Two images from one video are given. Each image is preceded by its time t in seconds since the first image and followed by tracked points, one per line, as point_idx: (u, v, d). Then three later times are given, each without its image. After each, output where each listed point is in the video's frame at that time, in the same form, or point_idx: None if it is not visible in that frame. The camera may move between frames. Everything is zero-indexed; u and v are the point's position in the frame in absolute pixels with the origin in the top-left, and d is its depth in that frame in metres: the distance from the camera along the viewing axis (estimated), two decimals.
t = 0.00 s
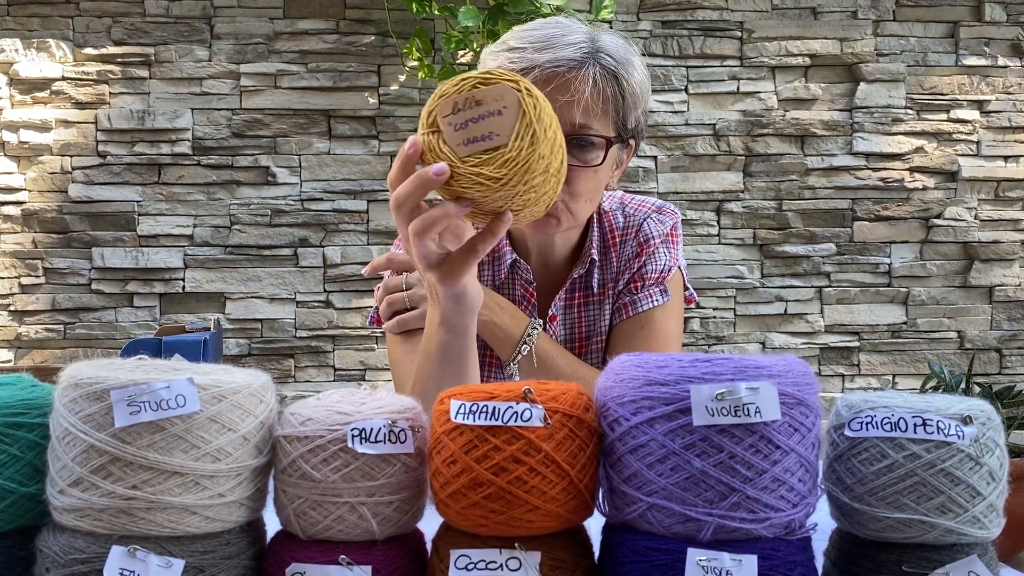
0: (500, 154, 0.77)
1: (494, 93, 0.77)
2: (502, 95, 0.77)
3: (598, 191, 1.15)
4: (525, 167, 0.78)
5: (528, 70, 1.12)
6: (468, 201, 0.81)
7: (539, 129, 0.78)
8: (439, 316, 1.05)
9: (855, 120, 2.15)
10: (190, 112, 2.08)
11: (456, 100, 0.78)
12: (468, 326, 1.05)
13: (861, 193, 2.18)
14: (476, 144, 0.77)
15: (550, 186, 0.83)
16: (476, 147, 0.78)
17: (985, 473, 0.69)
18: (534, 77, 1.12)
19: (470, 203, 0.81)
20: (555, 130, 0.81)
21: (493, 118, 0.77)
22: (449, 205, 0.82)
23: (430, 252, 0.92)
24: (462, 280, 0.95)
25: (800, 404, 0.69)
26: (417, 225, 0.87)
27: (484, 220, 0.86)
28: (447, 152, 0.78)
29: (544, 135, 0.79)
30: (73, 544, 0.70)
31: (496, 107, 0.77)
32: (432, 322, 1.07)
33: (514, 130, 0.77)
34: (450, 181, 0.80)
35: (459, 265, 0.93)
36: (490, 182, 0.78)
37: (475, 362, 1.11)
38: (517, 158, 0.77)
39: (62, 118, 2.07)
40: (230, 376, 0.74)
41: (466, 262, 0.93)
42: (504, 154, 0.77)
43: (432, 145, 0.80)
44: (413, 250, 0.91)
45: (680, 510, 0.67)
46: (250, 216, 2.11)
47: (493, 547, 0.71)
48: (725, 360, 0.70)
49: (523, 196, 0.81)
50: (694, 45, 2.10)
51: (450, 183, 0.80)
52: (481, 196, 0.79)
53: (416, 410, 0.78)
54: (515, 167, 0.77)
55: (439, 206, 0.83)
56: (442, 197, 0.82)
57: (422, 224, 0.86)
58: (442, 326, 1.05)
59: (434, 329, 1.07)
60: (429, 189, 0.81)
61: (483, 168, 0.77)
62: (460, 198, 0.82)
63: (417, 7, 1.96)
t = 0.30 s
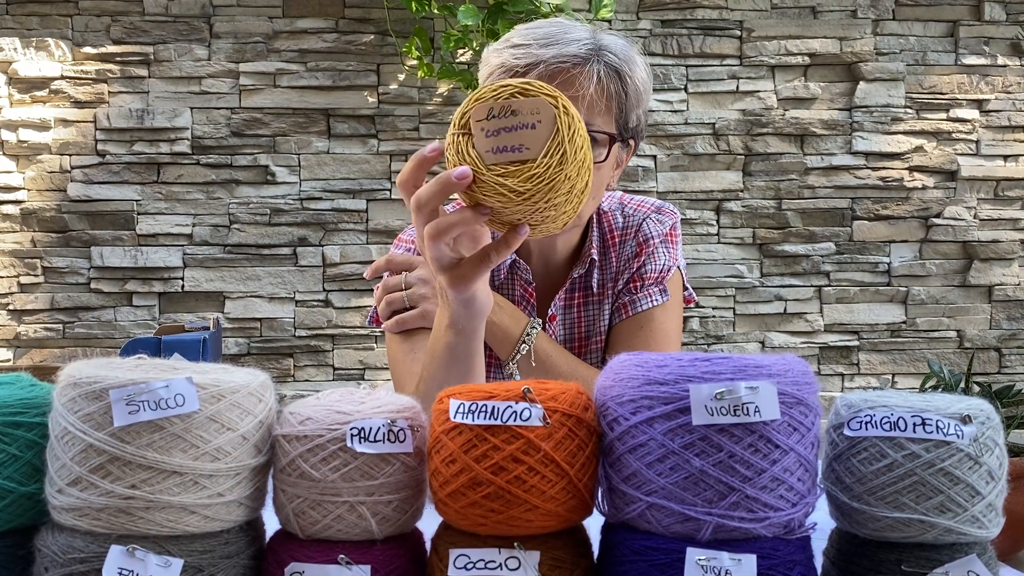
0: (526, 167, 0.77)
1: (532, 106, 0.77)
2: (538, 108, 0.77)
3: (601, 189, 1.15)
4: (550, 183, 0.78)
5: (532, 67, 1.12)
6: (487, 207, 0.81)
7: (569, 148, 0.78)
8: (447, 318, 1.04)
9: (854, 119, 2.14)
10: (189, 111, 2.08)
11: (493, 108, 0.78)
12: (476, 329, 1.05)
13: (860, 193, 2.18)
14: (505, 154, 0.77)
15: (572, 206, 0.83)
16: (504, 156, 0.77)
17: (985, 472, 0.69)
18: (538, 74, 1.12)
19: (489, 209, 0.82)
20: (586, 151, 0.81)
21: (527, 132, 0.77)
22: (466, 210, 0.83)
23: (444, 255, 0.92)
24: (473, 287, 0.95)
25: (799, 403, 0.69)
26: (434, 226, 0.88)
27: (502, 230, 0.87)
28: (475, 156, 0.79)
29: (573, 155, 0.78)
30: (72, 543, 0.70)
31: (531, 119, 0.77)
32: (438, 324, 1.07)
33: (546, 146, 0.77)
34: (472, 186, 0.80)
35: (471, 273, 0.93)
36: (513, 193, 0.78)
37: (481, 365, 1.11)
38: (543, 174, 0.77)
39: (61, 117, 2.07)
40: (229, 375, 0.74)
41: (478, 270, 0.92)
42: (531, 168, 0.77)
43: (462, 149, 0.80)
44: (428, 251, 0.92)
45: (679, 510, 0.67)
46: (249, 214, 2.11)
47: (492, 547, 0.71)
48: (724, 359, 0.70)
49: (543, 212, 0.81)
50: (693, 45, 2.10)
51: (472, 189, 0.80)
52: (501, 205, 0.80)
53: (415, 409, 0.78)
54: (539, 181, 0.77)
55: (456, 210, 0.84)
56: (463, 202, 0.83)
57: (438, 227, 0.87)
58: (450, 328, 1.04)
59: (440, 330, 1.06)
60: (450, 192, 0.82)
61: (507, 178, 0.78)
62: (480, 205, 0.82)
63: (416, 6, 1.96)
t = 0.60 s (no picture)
0: (523, 178, 0.77)
1: (529, 115, 0.77)
2: (536, 116, 0.77)
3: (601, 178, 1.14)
4: (547, 193, 0.78)
5: (535, 51, 1.13)
6: (484, 215, 0.82)
7: (567, 158, 0.78)
8: (445, 320, 1.04)
9: (854, 118, 2.14)
10: (188, 109, 2.08)
11: (489, 116, 0.77)
12: (474, 330, 1.05)
13: (860, 192, 2.18)
14: (502, 163, 0.77)
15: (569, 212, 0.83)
16: (501, 165, 0.77)
17: (985, 472, 0.68)
18: (541, 57, 1.13)
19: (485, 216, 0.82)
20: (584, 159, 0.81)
21: (524, 141, 0.77)
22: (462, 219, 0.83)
23: (440, 262, 0.92)
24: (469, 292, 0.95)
25: (799, 402, 0.69)
26: (429, 234, 0.88)
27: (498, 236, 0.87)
28: (472, 164, 0.79)
29: (571, 164, 0.78)
30: (70, 543, 0.70)
31: (529, 128, 0.77)
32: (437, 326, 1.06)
33: (544, 156, 0.77)
34: (468, 195, 0.80)
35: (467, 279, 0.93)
36: (510, 203, 0.78)
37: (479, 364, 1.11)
38: (541, 184, 0.77)
39: (60, 116, 2.07)
40: (228, 374, 0.73)
41: (474, 277, 0.92)
42: (528, 178, 0.77)
43: (458, 158, 0.79)
44: (423, 258, 0.92)
45: (678, 509, 0.67)
46: (248, 213, 2.11)
47: (492, 546, 0.70)
48: (724, 358, 0.70)
49: (540, 220, 0.81)
50: (693, 43, 2.10)
51: (469, 197, 0.81)
52: (498, 214, 0.80)
53: (414, 408, 0.78)
54: (536, 191, 0.77)
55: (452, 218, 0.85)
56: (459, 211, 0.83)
57: (433, 234, 0.87)
58: (449, 330, 1.04)
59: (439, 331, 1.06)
60: (447, 200, 0.82)
61: (504, 188, 0.78)
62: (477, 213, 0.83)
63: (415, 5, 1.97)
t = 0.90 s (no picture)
0: (524, 178, 0.77)
1: (532, 116, 0.77)
2: (539, 117, 0.77)
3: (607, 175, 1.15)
4: (547, 195, 0.78)
5: (544, 49, 1.12)
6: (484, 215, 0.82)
7: (568, 160, 0.78)
8: (445, 319, 1.03)
9: (853, 117, 2.15)
10: (187, 108, 2.08)
11: (491, 116, 0.77)
12: (474, 330, 1.04)
13: (859, 191, 2.18)
14: (503, 163, 0.77)
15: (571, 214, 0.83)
16: (502, 165, 0.77)
17: (984, 471, 0.68)
18: (551, 55, 1.12)
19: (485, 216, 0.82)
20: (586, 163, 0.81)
21: (526, 141, 0.77)
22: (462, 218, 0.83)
23: (440, 261, 0.92)
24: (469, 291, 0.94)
25: (799, 401, 0.69)
26: (429, 233, 0.87)
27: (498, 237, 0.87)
28: (473, 164, 0.79)
29: (573, 166, 0.78)
30: (69, 541, 0.70)
31: (531, 128, 0.77)
32: (437, 325, 1.06)
33: (545, 158, 0.77)
34: (469, 194, 0.81)
35: (467, 279, 0.93)
36: (510, 204, 0.78)
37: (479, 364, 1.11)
38: (542, 185, 0.77)
39: (59, 115, 2.07)
40: (227, 373, 0.73)
41: (473, 276, 0.92)
42: (529, 179, 0.77)
43: (459, 157, 0.80)
44: (424, 257, 0.92)
45: (677, 508, 0.67)
46: (247, 212, 2.11)
47: (491, 545, 0.70)
48: (723, 357, 0.70)
49: (540, 222, 0.81)
50: (692, 43, 2.10)
51: (470, 197, 0.81)
52: (498, 214, 0.80)
53: (413, 407, 0.78)
54: (537, 192, 0.77)
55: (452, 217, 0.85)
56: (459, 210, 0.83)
57: (434, 234, 0.87)
58: (448, 329, 1.04)
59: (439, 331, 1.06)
60: (447, 200, 0.82)
61: (504, 188, 0.78)
62: (477, 212, 0.83)
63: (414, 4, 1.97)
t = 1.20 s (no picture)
0: (553, 134, 0.80)
1: (568, 83, 0.82)
2: (573, 87, 0.82)
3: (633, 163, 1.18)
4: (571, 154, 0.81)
5: (590, 43, 1.09)
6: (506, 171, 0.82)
7: (594, 128, 0.82)
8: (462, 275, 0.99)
9: (853, 116, 2.15)
10: (186, 107, 2.07)
11: (531, 76, 0.82)
12: (490, 288, 1.00)
13: (858, 190, 2.18)
14: (536, 118, 0.80)
15: (586, 186, 0.86)
16: (535, 120, 0.80)
17: (982, 470, 0.69)
18: (599, 48, 1.09)
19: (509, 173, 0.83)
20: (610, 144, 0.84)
21: (559, 103, 0.81)
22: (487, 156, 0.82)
23: (466, 200, 0.86)
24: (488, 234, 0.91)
25: (797, 400, 0.69)
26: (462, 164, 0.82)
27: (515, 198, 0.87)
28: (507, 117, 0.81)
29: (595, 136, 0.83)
30: (68, 540, 0.70)
31: (565, 94, 0.82)
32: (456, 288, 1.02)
33: (576, 118, 0.81)
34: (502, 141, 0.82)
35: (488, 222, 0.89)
36: (539, 154, 0.80)
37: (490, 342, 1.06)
38: (568, 143, 0.81)
39: (57, 113, 2.06)
40: (225, 372, 0.73)
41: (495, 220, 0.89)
42: (558, 136, 0.80)
43: (499, 108, 0.82)
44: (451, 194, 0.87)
45: (676, 507, 0.67)
46: (246, 211, 2.11)
47: (489, 544, 0.70)
48: (722, 356, 0.70)
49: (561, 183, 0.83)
50: (692, 42, 2.10)
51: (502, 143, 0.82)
52: (523, 164, 0.81)
53: (412, 407, 0.77)
54: (564, 149, 0.81)
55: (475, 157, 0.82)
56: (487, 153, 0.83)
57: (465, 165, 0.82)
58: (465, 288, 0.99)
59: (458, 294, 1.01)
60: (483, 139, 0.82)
61: (535, 140, 0.80)
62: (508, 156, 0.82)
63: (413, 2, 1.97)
